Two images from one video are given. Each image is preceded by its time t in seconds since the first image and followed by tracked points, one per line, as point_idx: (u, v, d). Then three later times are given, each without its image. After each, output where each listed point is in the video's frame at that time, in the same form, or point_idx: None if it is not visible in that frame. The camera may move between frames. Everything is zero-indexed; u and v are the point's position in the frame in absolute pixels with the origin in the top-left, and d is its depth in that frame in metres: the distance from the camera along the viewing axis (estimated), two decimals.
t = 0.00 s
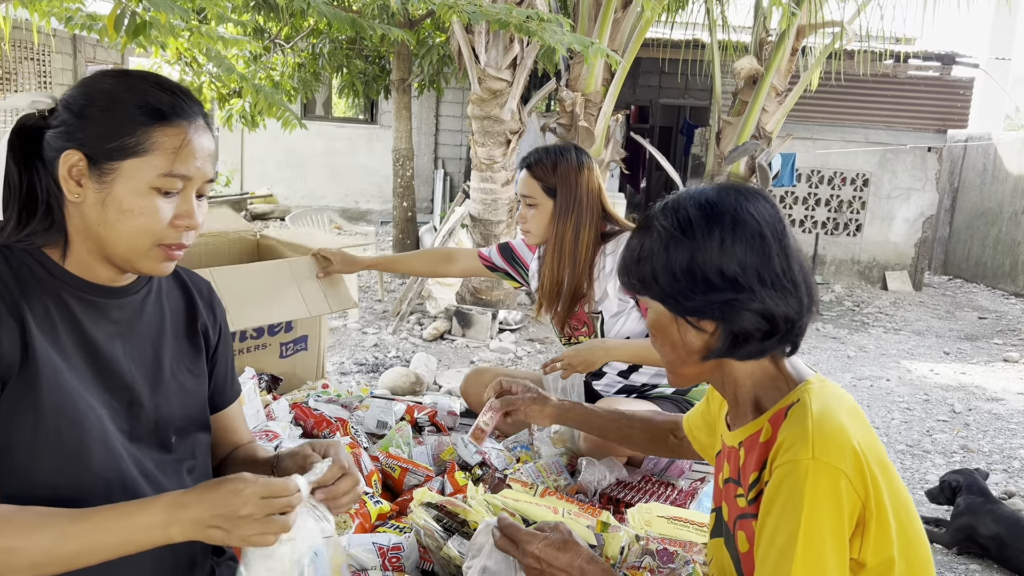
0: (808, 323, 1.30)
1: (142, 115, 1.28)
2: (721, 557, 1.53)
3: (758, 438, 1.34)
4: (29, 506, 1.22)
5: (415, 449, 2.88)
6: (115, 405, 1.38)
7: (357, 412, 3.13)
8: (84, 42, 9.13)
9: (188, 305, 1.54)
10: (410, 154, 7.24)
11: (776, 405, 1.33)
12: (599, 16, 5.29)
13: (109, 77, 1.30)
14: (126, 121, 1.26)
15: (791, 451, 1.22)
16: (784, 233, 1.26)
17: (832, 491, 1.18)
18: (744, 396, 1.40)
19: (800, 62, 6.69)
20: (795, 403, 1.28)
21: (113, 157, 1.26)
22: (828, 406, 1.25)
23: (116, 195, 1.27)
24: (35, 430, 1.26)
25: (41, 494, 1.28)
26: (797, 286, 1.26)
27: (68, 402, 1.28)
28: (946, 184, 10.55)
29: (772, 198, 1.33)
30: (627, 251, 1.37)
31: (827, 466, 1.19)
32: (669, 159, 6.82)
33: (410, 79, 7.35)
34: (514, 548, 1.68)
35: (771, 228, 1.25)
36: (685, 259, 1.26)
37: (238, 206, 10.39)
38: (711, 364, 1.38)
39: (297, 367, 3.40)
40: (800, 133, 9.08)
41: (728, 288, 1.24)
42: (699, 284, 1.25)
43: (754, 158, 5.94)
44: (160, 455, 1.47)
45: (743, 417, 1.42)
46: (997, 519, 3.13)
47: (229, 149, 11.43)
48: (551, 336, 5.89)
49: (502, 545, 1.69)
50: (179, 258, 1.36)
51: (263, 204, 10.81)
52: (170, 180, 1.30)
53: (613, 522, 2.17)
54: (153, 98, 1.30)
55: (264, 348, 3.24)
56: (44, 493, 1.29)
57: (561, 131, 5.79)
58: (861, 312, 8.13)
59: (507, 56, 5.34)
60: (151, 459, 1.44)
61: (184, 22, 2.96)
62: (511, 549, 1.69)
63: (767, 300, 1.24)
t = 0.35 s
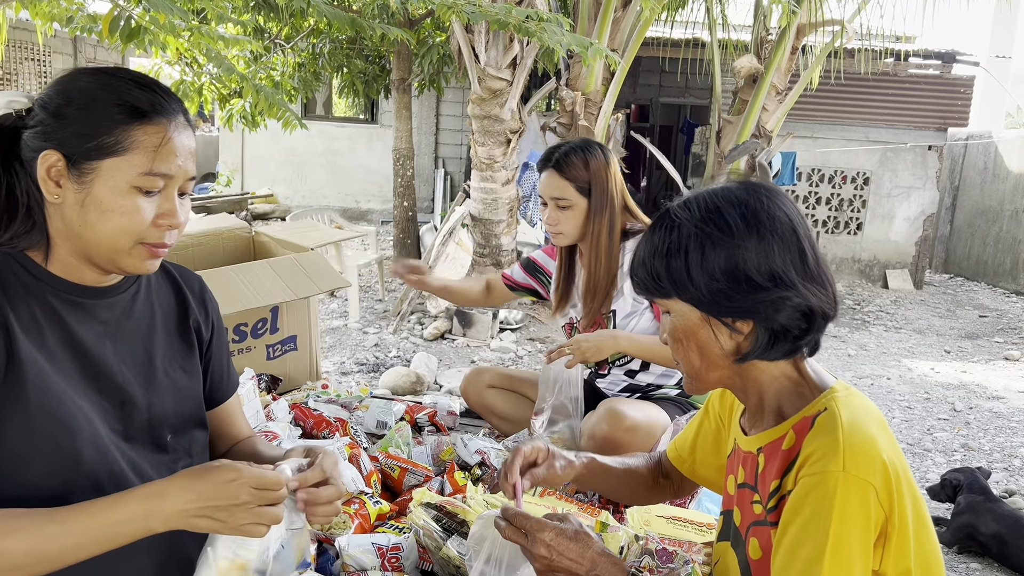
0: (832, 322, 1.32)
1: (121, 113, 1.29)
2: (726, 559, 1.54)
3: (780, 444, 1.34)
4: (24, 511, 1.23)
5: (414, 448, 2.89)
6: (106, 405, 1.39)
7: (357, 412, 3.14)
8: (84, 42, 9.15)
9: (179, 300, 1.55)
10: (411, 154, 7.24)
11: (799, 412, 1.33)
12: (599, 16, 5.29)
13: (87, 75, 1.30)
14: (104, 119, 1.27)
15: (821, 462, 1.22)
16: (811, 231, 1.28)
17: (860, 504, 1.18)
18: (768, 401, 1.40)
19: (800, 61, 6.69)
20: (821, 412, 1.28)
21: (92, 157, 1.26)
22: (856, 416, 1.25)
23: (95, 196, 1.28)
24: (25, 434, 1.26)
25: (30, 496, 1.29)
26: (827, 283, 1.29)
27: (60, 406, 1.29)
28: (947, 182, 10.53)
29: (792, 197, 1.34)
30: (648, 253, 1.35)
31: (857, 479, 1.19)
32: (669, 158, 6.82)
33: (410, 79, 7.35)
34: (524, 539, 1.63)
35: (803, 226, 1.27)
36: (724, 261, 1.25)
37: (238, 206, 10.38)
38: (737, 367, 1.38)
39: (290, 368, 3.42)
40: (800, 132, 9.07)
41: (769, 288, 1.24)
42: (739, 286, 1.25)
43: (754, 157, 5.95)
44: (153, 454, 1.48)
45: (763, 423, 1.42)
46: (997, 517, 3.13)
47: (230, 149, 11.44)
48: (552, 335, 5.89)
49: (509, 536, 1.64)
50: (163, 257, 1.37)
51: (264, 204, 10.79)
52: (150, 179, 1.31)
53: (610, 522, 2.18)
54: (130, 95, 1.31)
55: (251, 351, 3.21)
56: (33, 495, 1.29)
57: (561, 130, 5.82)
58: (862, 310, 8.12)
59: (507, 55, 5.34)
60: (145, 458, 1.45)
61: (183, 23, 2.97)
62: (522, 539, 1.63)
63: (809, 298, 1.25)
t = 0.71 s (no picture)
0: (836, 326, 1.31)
1: (116, 113, 1.28)
2: (729, 562, 1.53)
3: (786, 451, 1.33)
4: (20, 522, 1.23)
5: (417, 448, 2.88)
6: (105, 408, 1.39)
7: (359, 412, 3.14)
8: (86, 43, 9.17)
9: (175, 299, 1.55)
10: (412, 154, 7.23)
11: (806, 418, 1.32)
12: (600, 14, 5.28)
13: (79, 76, 1.29)
14: (100, 120, 1.27)
15: (826, 473, 1.21)
16: (815, 233, 1.27)
17: (867, 512, 1.18)
18: (773, 406, 1.39)
19: (802, 59, 6.67)
20: (828, 419, 1.27)
21: (91, 160, 1.26)
22: (864, 424, 1.25)
23: (95, 198, 1.27)
24: (20, 438, 1.25)
25: (29, 504, 1.28)
26: (830, 285, 1.28)
27: (58, 411, 1.29)
28: (950, 180, 10.50)
29: (797, 197, 1.33)
30: (652, 255, 1.35)
31: (864, 490, 1.18)
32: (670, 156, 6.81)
33: (411, 78, 7.34)
34: (529, 538, 1.61)
35: (808, 227, 1.26)
36: (724, 265, 1.25)
37: (240, 206, 10.38)
38: (742, 373, 1.36)
39: (292, 370, 3.42)
40: (803, 130, 9.06)
41: (770, 292, 1.24)
42: (740, 291, 1.25)
43: (756, 155, 5.94)
44: (152, 456, 1.47)
45: (768, 428, 1.41)
46: (1001, 516, 3.12)
47: (232, 149, 11.44)
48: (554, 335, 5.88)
49: (514, 533, 1.62)
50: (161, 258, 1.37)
51: (266, 204, 10.79)
52: (149, 181, 1.31)
53: (615, 522, 2.14)
54: (125, 96, 1.30)
55: (253, 352, 3.21)
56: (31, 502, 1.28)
57: (563, 128, 5.83)
58: (865, 309, 8.11)
59: (509, 54, 5.33)
60: (145, 460, 1.45)
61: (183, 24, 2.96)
62: (527, 539, 1.61)
63: (812, 304, 1.24)
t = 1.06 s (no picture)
0: (821, 333, 1.29)
1: (122, 116, 1.29)
2: (730, 560, 1.54)
3: (781, 448, 1.34)
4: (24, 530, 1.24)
5: (423, 447, 2.91)
6: (107, 410, 1.40)
7: (366, 411, 3.15)
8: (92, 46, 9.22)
9: (174, 299, 1.56)
10: (417, 154, 7.25)
11: (799, 415, 1.32)
12: (604, 13, 5.29)
13: (78, 80, 1.30)
14: (105, 124, 1.28)
15: (817, 470, 1.22)
16: (797, 238, 1.24)
17: (859, 507, 1.18)
18: (767, 403, 1.39)
19: (807, 56, 6.66)
20: (821, 415, 1.27)
21: (102, 165, 1.28)
22: (854, 418, 1.25)
23: (108, 203, 1.29)
24: (22, 439, 1.26)
25: (33, 508, 1.30)
26: (807, 294, 1.25)
27: (62, 415, 1.30)
28: (956, 177, 10.47)
29: (792, 198, 1.30)
30: (637, 250, 1.37)
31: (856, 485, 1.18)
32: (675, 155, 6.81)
33: (416, 79, 7.35)
34: (530, 541, 1.61)
35: (782, 233, 1.24)
36: (688, 265, 1.26)
37: (246, 206, 10.41)
38: (726, 369, 1.38)
39: (299, 370, 3.43)
40: (807, 128, 9.04)
41: (731, 297, 1.24)
42: (701, 292, 1.26)
43: (761, 154, 5.95)
44: (157, 456, 1.49)
45: (762, 425, 1.42)
46: (1008, 514, 3.12)
47: (238, 150, 11.47)
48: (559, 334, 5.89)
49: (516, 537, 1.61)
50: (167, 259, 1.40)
51: (272, 204, 10.83)
52: (160, 185, 1.33)
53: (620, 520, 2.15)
54: (132, 100, 1.31)
55: (261, 353, 3.23)
56: (32, 507, 1.29)
57: (567, 128, 5.85)
58: (871, 306, 8.10)
59: (513, 54, 5.34)
60: (150, 461, 1.47)
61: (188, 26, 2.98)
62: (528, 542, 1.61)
63: (770, 313, 1.24)
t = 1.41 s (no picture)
0: (811, 329, 1.28)
1: (131, 121, 1.29)
2: (737, 556, 1.54)
3: (773, 438, 1.33)
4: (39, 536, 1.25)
5: (434, 445, 2.91)
6: (116, 411, 1.41)
7: (376, 410, 3.14)
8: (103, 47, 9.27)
9: (178, 297, 1.58)
10: (426, 152, 7.26)
11: (791, 405, 1.32)
12: (613, 9, 5.29)
13: (80, 86, 1.29)
14: (115, 130, 1.28)
15: (806, 454, 1.22)
16: (787, 235, 1.24)
17: (850, 494, 1.17)
18: (760, 394, 1.38)
19: (817, 52, 6.62)
20: (810, 404, 1.28)
21: (126, 171, 1.29)
22: (843, 405, 1.24)
23: (131, 207, 1.31)
24: (31, 445, 1.27)
25: (43, 510, 1.31)
26: (796, 292, 1.24)
27: (64, 423, 1.30)
28: (968, 172, 10.40)
29: (786, 197, 1.30)
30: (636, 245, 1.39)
31: (844, 469, 1.18)
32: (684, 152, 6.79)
33: (425, 77, 7.35)
34: (537, 547, 1.66)
35: (773, 230, 1.23)
36: (679, 259, 1.27)
37: (256, 206, 10.44)
38: (717, 361, 1.37)
39: (310, 368, 3.45)
40: (818, 124, 8.98)
41: (718, 290, 1.24)
42: (690, 285, 1.26)
43: (771, 150, 5.93)
44: (168, 455, 1.51)
45: (757, 416, 1.42)
46: (1021, 511, 3.10)
47: (248, 150, 11.50)
48: (569, 331, 5.90)
49: (523, 545, 1.67)
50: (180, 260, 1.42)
51: (282, 204, 10.86)
52: (178, 189, 1.36)
53: (631, 518, 2.15)
54: (144, 102, 1.32)
55: (272, 352, 3.25)
56: (36, 507, 1.30)
57: (576, 126, 5.85)
58: (882, 303, 8.06)
59: (522, 51, 5.32)
60: (160, 460, 1.49)
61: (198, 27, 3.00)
62: (534, 548, 1.67)
63: (754, 308, 1.23)
